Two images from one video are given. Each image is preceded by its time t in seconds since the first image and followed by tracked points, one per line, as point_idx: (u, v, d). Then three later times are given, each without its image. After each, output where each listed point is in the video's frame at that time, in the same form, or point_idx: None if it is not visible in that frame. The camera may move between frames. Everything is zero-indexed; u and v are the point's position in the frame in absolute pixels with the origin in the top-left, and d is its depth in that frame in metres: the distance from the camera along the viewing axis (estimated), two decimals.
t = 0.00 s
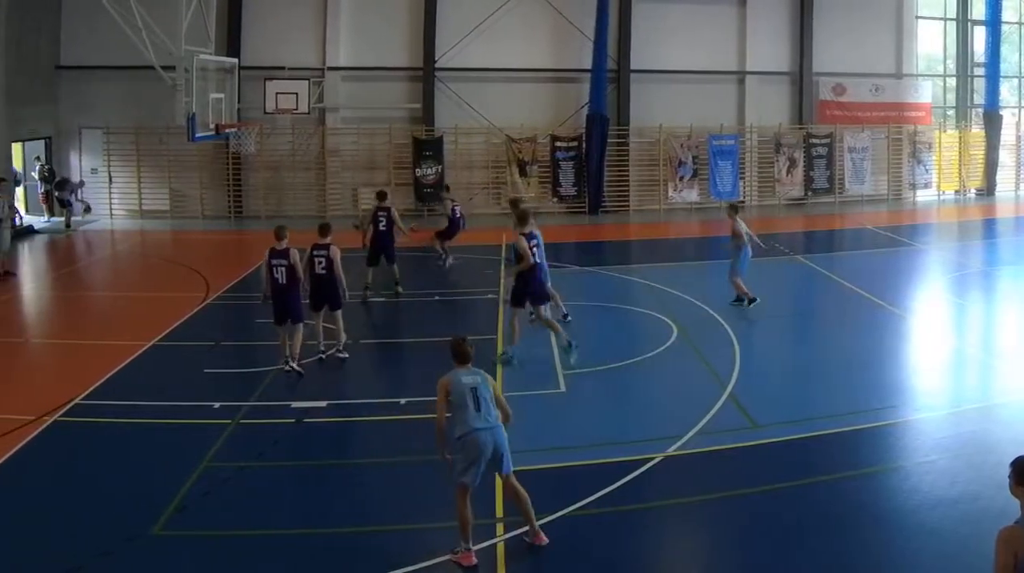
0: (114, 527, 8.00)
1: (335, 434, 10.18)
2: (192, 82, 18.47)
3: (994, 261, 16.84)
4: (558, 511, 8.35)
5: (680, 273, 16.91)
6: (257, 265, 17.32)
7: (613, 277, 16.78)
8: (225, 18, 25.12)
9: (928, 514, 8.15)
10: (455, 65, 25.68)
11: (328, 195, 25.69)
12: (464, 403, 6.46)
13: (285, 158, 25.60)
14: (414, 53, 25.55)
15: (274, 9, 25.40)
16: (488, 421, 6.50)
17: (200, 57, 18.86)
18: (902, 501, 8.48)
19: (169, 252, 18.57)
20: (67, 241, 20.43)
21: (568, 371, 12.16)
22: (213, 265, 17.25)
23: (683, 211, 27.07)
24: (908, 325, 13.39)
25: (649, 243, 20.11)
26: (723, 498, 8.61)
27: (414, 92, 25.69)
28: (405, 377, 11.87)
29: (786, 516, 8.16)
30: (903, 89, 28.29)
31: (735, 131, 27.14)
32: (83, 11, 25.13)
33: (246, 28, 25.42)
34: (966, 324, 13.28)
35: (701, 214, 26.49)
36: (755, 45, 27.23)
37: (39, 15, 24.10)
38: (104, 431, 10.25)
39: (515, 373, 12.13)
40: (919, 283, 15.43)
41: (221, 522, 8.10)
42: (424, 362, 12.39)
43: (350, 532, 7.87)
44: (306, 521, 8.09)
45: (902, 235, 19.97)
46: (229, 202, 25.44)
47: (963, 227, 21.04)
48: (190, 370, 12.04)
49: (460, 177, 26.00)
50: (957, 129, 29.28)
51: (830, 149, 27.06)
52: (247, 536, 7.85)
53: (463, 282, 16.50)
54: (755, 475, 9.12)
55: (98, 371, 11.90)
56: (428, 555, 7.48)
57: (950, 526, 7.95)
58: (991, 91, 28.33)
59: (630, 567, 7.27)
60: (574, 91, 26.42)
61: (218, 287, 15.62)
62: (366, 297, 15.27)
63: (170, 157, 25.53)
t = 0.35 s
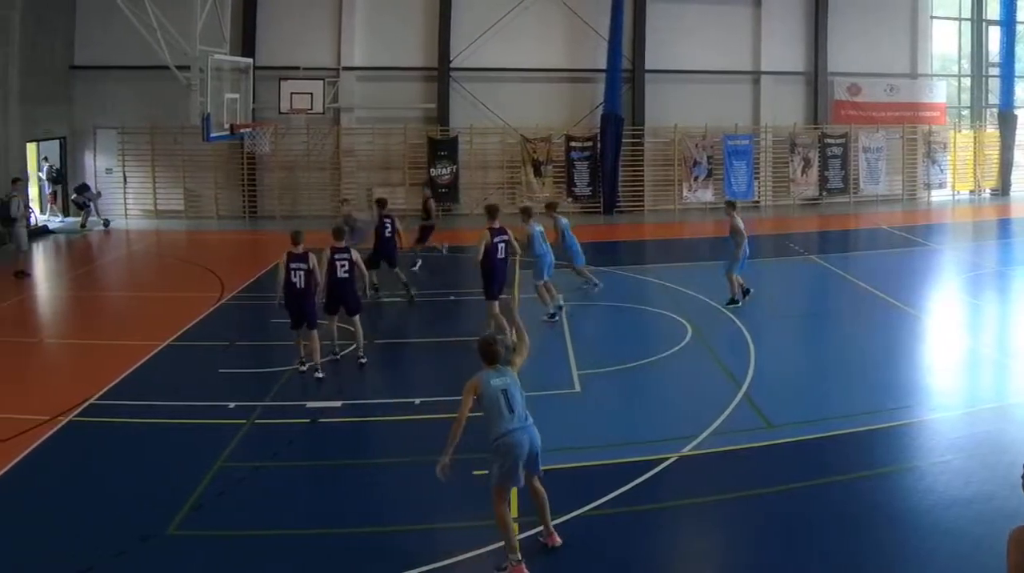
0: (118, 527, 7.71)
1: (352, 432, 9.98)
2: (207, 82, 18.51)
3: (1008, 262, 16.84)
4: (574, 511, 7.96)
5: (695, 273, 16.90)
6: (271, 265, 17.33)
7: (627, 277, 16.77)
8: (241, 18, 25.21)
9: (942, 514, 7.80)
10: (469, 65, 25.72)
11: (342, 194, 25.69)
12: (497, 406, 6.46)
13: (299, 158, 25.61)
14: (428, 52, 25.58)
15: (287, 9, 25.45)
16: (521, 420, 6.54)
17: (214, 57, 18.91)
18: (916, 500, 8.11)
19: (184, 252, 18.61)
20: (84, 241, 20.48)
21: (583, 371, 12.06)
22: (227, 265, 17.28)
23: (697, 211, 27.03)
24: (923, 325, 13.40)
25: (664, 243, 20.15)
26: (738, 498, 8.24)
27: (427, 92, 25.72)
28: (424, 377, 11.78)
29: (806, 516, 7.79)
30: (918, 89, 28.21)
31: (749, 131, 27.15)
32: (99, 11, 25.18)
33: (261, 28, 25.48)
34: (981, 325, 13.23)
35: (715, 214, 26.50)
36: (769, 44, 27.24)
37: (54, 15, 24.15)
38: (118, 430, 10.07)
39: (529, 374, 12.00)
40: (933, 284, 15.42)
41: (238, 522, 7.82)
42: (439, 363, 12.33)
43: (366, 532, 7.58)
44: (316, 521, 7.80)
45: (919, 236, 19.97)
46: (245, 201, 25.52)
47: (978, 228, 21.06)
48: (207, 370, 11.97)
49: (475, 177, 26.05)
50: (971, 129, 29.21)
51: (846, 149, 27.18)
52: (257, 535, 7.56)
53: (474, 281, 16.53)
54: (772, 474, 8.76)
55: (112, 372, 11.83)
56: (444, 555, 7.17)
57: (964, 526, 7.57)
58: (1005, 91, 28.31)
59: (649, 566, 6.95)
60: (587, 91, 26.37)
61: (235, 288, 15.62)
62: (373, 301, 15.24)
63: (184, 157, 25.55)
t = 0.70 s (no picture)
0: (121, 527, 7.70)
1: (358, 432, 9.98)
2: (213, 82, 18.53)
3: (1013, 262, 16.85)
4: (580, 511, 7.95)
5: (701, 273, 16.91)
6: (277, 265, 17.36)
7: (632, 277, 16.77)
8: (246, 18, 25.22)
9: (948, 514, 7.78)
10: (473, 65, 25.73)
11: (347, 194, 25.69)
12: (500, 412, 6.51)
13: (304, 158, 25.61)
14: (433, 53, 25.60)
15: (292, 9, 25.47)
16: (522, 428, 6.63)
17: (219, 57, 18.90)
18: (922, 500, 8.10)
19: (189, 252, 18.62)
20: (89, 241, 20.49)
21: (589, 371, 12.06)
22: (233, 266, 17.31)
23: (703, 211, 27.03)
24: (928, 325, 13.40)
25: (669, 243, 20.16)
26: (744, 497, 8.24)
27: (432, 92, 25.73)
28: (430, 378, 11.77)
29: (812, 516, 7.78)
30: (924, 89, 28.23)
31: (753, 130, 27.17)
32: (104, 11, 25.19)
33: (266, 28, 25.49)
34: (987, 325, 13.23)
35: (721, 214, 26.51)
36: (774, 44, 27.26)
37: (60, 15, 24.15)
38: (125, 429, 10.07)
39: (535, 374, 11.99)
40: (939, 284, 15.43)
41: (243, 522, 7.81)
42: (444, 363, 12.33)
43: (372, 532, 7.57)
44: (322, 521, 7.80)
45: (926, 236, 19.98)
46: (250, 201, 25.52)
47: (983, 227, 21.07)
48: (213, 371, 11.96)
49: (481, 177, 26.06)
50: (976, 129, 29.22)
51: (851, 149, 27.18)
52: (262, 535, 7.55)
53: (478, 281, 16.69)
54: (778, 474, 8.75)
55: (116, 373, 11.81)
56: (448, 556, 7.16)
57: (970, 526, 7.56)
58: (1010, 91, 28.34)
59: (656, 566, 6.94)
60: (592, 92, 26.36)
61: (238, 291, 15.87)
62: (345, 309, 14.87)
63: (190, 157, 25.55)
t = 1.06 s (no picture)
0: (120, 527, 7.70)
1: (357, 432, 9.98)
2: (212, 82, 18.53)
3: (1013, 261, 16.85)
4: (579, 511, 7.94)
5: (700, 273, 16.92)
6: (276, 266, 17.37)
7: (632, 277, 16.77)
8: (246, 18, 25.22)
9: (948, 514, 7.78)
10: (473, 65, 25.72)
11: (347, 194, 25.69)
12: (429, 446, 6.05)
13: (304, 158, 25.61)
14: (433, 53, 25.60)
15: (293, 9, 25.46)
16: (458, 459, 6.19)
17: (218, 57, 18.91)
18: (922, 500, 8.10)
19: (190, 252, 18.63)
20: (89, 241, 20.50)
21: (589, 371, 12.06)
22: (233, 266, 17.32)
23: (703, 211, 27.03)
24: (928, 325, 13.40)
25: (669, 243, 20.16)
26: (744, 497, 8.24)
27: (432, 92, 25.73)
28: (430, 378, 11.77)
29: (812, 516, 7.78)
30: (924, 89, 28.24)
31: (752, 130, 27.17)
32: (104, 11, 25.17)
33: (266, 28, 25.49)
34: (986, 325, 13.23)
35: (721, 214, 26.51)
36: (775, 44, 27.26)
37: (60, 15, 24.14)
38: (125, 430, 10.07)
39: (534, 374, 11.98)
40: (939, 284, 15.43)
41: (242, 522, 7.80)
42: (443, 363, 12.33)
43: (372, 533, 7.57)
44: (321, 521, 7.79)
45: (926, 236, 19.97)
46: (250, 201, 25.52)
47: (983, 227, 21.07)
48: (213, 371, 11.95)
49: (481, 177, 26.07)
50: (976, 129, 29.22)
51: (851, 149, 27.18)
52: (260, 536, 7.54)
53: (479, 281, 16.75)
54: (778, 474, 8.75)
55: (115, 373, 11.81)
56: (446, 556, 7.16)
57: (970, 526, 7.56)
58: (1010, 91, 28.33)
59: (656, 566, 6.94)
60: (592, 92, 26.36)
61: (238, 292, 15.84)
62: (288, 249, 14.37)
63: (190, 157, 25.56)
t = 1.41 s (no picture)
0: (120, 527, 7.69)
1: (357, 431, 9.99)
2: (212, 82, 18.54)
3: (1012, 262, 16.86)
4: (580, 511, 7.94)
5: (698, 273, 16.93)
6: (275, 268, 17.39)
7: (632, 277, 16.77)
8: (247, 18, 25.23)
9: (947, 514, 7.78)
10: (474, 65, 25.73)
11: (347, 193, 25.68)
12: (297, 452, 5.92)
13: (304, 158, 25.61)
14: (433, 53, 25.60)
15: (294, 9, 25.47)
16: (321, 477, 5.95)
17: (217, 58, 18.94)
18: (922, 500, 8.10)
19: (189, 253, 18.62)
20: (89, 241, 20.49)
21: (589, 371, 12.06)
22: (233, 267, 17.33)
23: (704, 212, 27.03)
24: (929, 325, 13.40)
25: (669, 243, 20.16)
26: (746, 498, 8.23)
27: (432, 92, 25.74)
28: (431, 378, 11.77)
29: (812, 516, 7.78)
30: (924, 89, 28.25)
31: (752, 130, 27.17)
32: (104, 12, 25.18)
33: (266, 28, 25.50)
34: (986, 325, 13.23)
35: (721, 214, 26.52)
36: (775, 44, 27.25)
37: (60, 16, 24.14)
38: (124, 430, 10.06)
39: (534, 374, 11.98)
40: (938, 284, 15.44)
41: (242, 522, 7.80)
42: (443, 363, 12.34)
43: (374, 533, 7.57)
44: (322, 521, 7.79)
45: (926, 236, 19.96)
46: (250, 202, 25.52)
47: (983, 227, 21.06)
48: (213, 371, 11.96)
49: (481, 177, 26.06)
50: (976, 129, 29.22)
51: (851, 149, 27.20)
52: (260, 536, 7.54)
53: (479, 281, 16.76)
54: (778, 474, 8.75)
55: (116, 372, 11.81)
56: (443, 556, 7.15)
57: (970, 526, 7.56)
58: (1009, 91, 28.33)
59: (655, 566, 6.93)
60: (592, 91, 26.35)
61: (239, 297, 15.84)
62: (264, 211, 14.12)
63: (190, 157, 25.55)
